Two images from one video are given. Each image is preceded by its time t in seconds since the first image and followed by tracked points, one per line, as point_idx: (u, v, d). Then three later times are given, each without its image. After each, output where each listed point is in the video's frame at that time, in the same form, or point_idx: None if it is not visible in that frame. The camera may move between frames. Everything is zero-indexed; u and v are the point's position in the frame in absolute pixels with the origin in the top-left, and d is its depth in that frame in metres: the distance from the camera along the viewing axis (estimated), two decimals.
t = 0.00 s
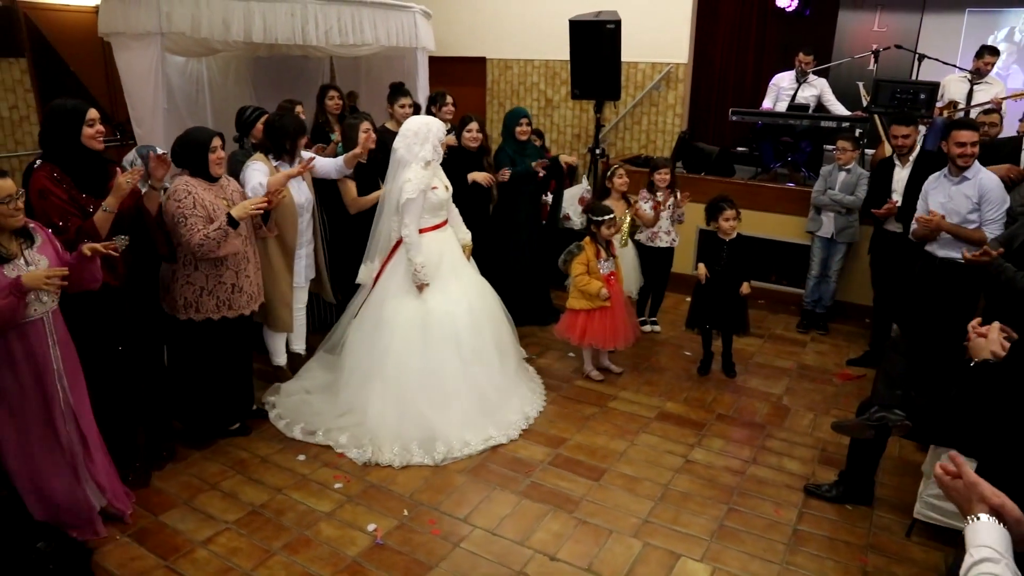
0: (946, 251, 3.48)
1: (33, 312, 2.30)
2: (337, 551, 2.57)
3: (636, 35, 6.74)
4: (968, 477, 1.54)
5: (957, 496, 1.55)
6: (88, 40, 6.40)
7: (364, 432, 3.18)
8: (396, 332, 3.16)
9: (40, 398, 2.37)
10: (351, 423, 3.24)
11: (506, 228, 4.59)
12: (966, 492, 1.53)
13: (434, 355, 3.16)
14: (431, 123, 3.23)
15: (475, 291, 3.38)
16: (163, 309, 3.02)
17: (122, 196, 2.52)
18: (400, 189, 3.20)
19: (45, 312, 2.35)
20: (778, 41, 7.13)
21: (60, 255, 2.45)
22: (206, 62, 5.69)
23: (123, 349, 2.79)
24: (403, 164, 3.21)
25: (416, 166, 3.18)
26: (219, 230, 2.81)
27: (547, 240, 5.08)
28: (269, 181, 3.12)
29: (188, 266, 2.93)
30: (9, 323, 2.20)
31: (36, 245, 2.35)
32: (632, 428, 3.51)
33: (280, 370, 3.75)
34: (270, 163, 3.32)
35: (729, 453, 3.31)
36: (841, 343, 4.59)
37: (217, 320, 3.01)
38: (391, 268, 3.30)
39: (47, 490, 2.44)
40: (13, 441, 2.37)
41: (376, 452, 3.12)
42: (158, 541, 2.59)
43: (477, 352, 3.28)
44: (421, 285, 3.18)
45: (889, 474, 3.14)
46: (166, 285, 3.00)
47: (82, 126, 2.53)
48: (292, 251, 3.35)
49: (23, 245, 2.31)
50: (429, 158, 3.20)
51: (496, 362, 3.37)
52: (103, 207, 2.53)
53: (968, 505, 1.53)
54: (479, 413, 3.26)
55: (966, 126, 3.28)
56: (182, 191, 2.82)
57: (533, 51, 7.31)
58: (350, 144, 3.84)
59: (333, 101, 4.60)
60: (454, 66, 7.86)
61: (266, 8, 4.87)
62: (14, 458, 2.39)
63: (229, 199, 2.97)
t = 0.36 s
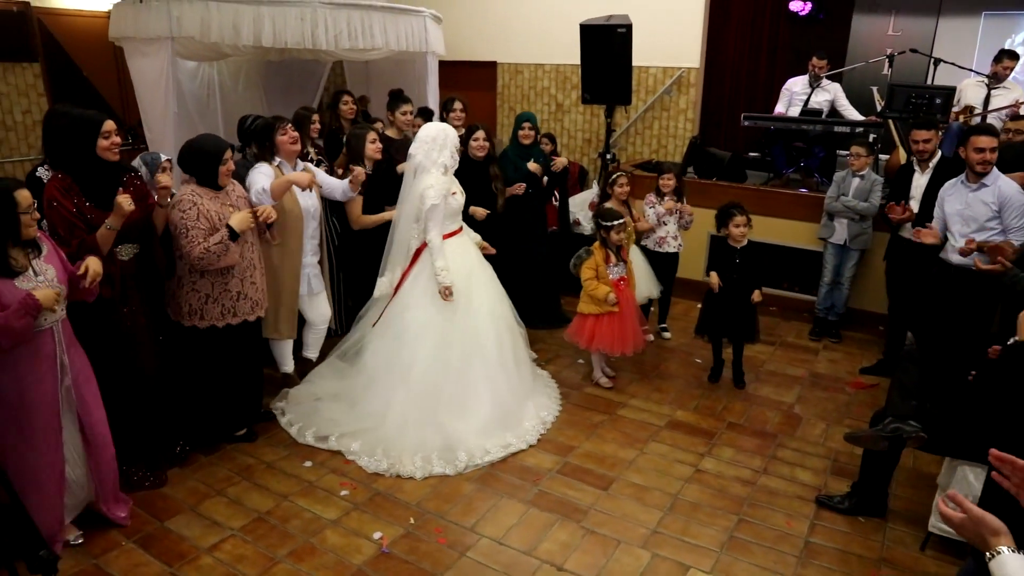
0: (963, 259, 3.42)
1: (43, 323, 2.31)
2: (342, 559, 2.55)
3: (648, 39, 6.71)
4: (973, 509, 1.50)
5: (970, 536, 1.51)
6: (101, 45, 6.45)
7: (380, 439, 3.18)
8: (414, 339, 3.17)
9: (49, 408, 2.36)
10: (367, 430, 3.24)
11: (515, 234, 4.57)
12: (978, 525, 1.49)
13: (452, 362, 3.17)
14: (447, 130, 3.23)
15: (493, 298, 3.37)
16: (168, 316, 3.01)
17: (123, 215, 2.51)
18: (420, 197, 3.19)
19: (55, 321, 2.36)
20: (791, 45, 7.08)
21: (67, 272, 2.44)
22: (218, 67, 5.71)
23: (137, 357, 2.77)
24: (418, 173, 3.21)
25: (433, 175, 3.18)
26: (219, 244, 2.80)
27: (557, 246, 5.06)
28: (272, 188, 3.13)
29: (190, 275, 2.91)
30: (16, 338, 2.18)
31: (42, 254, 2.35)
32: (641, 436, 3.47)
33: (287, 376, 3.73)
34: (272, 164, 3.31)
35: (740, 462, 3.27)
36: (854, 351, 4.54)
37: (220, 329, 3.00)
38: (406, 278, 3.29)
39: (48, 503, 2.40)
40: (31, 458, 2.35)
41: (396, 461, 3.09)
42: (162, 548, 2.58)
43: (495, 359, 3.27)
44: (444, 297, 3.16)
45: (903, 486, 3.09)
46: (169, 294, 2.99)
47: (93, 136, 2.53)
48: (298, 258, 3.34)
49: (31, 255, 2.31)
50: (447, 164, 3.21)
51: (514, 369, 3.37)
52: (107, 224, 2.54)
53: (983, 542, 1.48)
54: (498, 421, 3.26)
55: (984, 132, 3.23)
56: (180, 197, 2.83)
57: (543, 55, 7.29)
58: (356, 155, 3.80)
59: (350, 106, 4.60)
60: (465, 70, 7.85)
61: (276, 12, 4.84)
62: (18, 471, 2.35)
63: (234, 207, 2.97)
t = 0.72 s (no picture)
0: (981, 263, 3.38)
1: (74, 317, 2.34)
2: (349, 562, 2.54)
3: (661, 39, 6.67)
4: None
5: None
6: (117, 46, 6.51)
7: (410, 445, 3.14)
8: (444, 341, 3.13)
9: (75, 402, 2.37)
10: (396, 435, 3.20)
11: (526, 236, 4.55)
12: None
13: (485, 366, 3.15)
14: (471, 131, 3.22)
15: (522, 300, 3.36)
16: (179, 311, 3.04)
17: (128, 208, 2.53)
18: (453, 198, 3.17)
19: (83, 317, 2.38)
20: (807, 46, 7.02)
21: (95, 262, 2.47)
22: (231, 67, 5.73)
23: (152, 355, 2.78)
24: (444, 174, 3.21)
25: (462, 175, 3.18)
26: (226, 251, 2.82)
27: (568, 248, 5.03)
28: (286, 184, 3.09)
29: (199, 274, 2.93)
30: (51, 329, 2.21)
31: (73, 250, 2.39)
32: (652, 440, 3.44)
33: (297, 377, 3.73)
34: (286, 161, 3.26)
35: (752, 468, 3.23)
36: (868, 355, 4.49)
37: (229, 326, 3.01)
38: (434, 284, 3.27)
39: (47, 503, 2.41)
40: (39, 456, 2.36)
41: (433, 466, 3.06)
42: (171, 549, 2.57)
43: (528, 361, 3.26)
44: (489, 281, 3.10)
45: (918, 494, 3.05)
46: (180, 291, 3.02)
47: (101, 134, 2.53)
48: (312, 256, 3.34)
49: (62, 250, 2.34)
50: (476, 166, 3.21)
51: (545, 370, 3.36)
52: (113, 218, 2.56)
53: None
54: (531, 424, 3.25)
55: (1009, 133, 3.18)
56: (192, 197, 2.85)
57: (555, 56, 7.27)
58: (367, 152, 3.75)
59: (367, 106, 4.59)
60: (477, 71, 7.85)
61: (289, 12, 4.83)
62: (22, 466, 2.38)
63: (245, 206, 2.97)
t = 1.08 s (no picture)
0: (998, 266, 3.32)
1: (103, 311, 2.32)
2: (357, 565, 2.52)
3: (672, 39, 6.64)
4: None
5: None
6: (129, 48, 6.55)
7: (451, 454, 3.06)
8: (488, 346, 3.05)
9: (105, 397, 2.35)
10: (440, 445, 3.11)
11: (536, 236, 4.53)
12: None
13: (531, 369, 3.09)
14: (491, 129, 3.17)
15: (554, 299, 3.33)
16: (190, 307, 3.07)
17: (129, 211, 2.50)
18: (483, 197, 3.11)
19: (112, 311, 2.37)
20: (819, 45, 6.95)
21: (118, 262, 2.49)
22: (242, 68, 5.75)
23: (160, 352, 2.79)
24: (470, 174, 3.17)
25: (490, 175, 3.14)
26: (232, 246, 2.82)
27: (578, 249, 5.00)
28: (296, 189, 3.09)
29: (207, 271, 2.95)
30: (85, 321, 2.20)
31: (98, 249, 2.39)
32: (662, 443, 3.41)
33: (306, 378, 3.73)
34: (301, 161, 3.29)
35: (762, 472, 3.20)
36: (881, 358, 4.44)
37: (237, 322, 3.01)
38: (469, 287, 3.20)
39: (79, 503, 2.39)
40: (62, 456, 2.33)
41: (486, 476, 3.00)
42: (178, 551, 2.57)
43: (568, 362, 3.23)
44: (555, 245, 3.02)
45: (932, 499, 3.01)
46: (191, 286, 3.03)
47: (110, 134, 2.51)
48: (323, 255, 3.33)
49: (90, 249, 2.33)
50: (501, 164, 3.17)
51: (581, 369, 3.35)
52: (112, 219, 2.53)
53: None
54: (575, 426, 3.23)
55: None
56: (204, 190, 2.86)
57: (566, 57, 7.25)
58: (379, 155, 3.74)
59: (382, 108, 4.58)
60: (488, 72, 7.83)
61: (299, 12, 4.82)
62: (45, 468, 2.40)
63: (257, 203, 2.98)
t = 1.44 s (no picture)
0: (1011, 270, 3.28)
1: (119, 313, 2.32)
2: (361, 567, 2.52)
3: (680, 40, 6.61)
4: None
5: None
6: (137, 48, 6.56)
7: (503, 458, 3.01)
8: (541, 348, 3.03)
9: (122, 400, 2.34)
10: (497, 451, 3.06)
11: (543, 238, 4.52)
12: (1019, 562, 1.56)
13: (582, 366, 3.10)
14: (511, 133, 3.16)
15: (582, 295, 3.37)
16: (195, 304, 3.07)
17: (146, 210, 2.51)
18: (519, 201, 3.10)
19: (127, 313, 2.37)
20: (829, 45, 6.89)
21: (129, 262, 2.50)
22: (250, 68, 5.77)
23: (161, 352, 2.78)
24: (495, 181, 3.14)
25: (518, 179, 3.15)
26: (241, 241, 2.80)
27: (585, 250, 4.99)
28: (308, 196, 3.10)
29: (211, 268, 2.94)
30: (100, 324, 2.18)
31: (112, 250, 2.38)
32: (668, 445, 3.39)
33: (311, 378, 3.72)
34: (317, 164, 3.29)
35: (769, 475, 3.18)
36: (890, 361, 4.41)
37: (240, 321, 3.00)
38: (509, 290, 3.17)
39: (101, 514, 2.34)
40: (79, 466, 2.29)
41: (553, 476, 2.99)
42: (183, 551, 2.57)
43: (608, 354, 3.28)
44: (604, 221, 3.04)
45: (941, 504, 2.98)
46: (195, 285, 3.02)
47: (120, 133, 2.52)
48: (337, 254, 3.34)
49: (104, 250, 2.33)
50: (526, 167, 3.18)
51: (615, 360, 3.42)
52: (126, 218, 2.53)
53: None
54: (622, 417, 3.27)
55: None
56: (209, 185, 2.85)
57: (574, 57, 7.23)
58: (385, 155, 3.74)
59: (390, 108, 4.57)
60: (495, 73, 7.83)
61: (306, 12, 4.82)
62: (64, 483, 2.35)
63: (264, 202, 2.97)
